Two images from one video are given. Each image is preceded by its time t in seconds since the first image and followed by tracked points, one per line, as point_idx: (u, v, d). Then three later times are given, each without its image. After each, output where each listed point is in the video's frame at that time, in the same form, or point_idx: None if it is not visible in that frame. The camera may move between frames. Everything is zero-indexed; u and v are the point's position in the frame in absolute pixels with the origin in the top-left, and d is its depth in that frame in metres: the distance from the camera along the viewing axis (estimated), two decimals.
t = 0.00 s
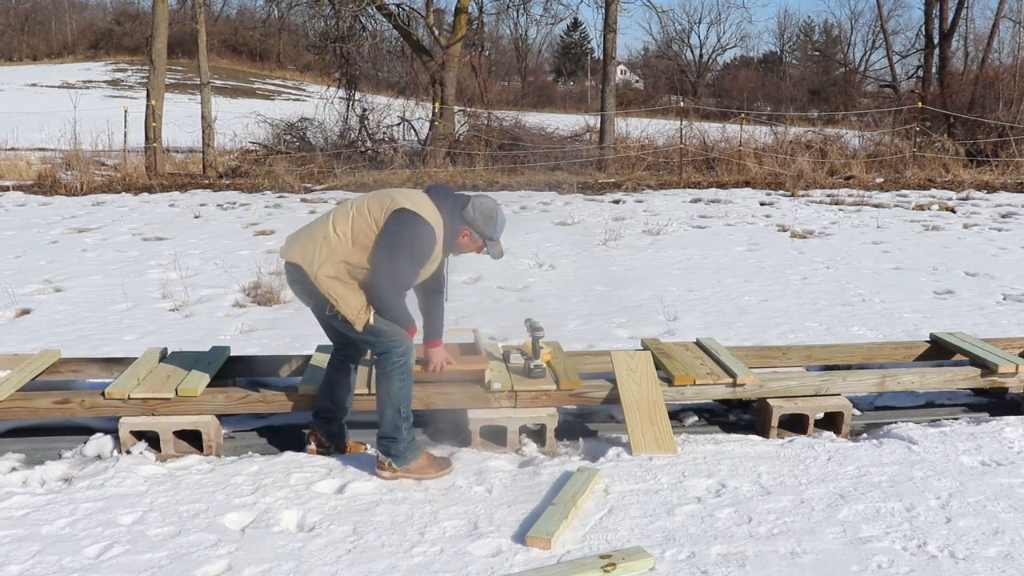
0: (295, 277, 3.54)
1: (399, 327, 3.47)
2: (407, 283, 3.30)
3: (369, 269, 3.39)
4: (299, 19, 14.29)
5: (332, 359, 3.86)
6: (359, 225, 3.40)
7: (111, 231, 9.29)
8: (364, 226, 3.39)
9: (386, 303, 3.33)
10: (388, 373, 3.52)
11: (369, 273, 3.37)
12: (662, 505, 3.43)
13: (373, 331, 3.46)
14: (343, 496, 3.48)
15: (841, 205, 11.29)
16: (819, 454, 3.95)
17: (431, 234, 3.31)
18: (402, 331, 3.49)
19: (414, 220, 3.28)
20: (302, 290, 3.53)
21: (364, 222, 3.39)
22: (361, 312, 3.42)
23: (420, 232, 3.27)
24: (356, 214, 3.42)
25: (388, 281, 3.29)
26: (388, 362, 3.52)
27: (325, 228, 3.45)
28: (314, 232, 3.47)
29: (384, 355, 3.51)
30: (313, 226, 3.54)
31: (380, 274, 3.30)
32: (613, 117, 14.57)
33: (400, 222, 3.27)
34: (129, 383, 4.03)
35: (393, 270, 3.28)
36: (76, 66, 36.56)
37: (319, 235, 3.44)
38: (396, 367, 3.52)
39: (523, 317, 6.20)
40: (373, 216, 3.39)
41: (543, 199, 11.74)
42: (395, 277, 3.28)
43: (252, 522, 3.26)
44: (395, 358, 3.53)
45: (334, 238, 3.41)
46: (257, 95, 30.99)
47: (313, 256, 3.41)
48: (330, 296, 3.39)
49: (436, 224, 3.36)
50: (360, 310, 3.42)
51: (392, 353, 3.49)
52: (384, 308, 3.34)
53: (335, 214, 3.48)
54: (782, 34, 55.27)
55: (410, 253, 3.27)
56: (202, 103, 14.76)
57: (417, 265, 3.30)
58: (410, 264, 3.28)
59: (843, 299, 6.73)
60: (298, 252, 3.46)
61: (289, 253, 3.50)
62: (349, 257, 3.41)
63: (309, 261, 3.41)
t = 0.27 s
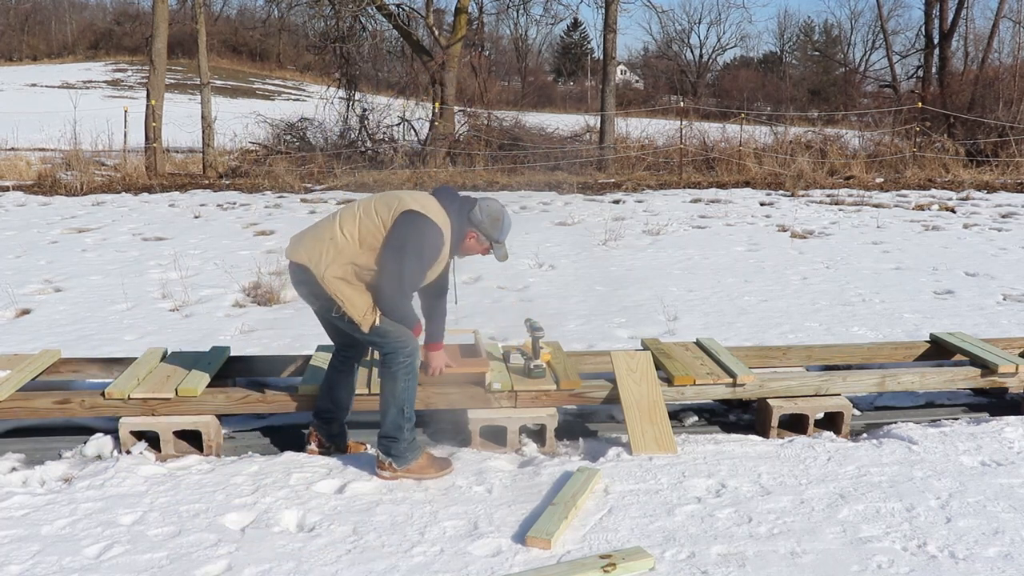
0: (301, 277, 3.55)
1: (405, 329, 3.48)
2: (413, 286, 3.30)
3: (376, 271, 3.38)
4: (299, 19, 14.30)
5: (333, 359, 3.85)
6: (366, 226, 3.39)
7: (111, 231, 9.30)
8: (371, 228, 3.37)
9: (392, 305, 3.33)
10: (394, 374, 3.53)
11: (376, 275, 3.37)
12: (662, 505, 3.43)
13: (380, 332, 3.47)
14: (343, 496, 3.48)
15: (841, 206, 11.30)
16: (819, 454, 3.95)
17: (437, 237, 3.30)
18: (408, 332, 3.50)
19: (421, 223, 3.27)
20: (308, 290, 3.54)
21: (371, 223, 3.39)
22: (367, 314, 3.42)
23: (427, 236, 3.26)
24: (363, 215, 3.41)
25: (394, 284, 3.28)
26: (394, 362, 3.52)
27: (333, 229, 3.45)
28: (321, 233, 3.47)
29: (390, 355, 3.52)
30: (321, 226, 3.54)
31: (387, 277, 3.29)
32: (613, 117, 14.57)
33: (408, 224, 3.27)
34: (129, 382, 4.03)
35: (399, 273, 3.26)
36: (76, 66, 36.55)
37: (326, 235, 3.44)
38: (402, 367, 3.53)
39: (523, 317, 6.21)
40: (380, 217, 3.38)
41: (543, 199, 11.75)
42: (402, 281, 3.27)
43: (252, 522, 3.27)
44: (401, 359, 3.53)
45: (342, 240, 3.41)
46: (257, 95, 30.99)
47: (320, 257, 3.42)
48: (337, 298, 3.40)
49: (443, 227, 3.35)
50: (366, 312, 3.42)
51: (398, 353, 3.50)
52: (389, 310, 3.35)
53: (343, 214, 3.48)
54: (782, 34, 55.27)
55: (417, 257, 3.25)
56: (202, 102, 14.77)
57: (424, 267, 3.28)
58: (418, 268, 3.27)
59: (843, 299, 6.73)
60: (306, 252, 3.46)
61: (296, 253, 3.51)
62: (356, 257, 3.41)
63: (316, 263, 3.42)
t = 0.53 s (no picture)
0: (309, 283, 3.54)
1: (415, 329, 3.48)
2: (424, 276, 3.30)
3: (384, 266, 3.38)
4: (299, 19, 14.30)
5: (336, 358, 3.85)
6: (366, 223, 3.38)
7: (111, 231, 9.29)
8: (372, 225, 3.37)
9: (405, 299, 3.32)
10: (400, 376, 3.54)
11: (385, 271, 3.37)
12: (662, 505, 3.43)
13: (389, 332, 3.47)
14: (343, 496, 3.48)
15: (841, 206, 11.30)
16: (818, 454, 3.95)
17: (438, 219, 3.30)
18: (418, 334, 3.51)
19: (421, 209, 3.26)
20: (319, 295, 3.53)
21: (371, 219, 3.37)
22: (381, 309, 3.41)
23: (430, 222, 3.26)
24: (361, 212, 3.39)
25: (404, 278, 3.28)
26: (403, 364, 3.53)
27: (333, 231, 3.43)
28: (321, 237, 3.45)
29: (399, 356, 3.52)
30: (319, 230, 3.52)
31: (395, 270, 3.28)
32: (613, 117, 14.57)
33: (409, 214, 3.26)
34: (129, 382, 4.03)
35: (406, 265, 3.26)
36: (76, 66, 36.55)
37: (327, 239, 3.42)
38: (410, 370, 3.54)
39: (523, 317, 6.21)
40: (378, 211, 3.37)
41: (543, 199, 11.75)
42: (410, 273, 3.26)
43: (252, 522, 3.27)
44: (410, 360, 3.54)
45: (344, 240, 3.39)
46: (257, 95, 30.99)
47: (325, 263, 3.40)
48: (349, 300, 3.38)
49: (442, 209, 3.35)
50: (380, 310, 3.40)
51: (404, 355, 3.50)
52: (404, 305, 3.35)
53: (340, 214, 3.45)
54: (782, 34, 55.27)
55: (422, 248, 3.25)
56: (202, 102, 14.76)
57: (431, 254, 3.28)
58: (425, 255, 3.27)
59: (843, 299, 6.74)
60: (310, 259, 3.44)
61: (300, 261, 3.49)
62: (361, 256, 3.40)
63: (322, 269, 3.40)
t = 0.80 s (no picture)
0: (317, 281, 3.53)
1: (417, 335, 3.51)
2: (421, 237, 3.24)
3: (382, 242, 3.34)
4: (299, 19, 14.29)
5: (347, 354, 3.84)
6: (355, 202, 3.35)
7: (111, 231, 9.29)
8: (362, 201, 3.33)
9: (406, 283, 3.30)
10: (400, 381, 3.55)
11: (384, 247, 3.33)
12: (662, 505, 3.43)
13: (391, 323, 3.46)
14: (343, 496, 3.48)
15: (841, 206, 11.30)
16: (819, 454, 3.95)
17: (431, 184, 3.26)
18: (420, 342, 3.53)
19: (410, 178, 3.21)
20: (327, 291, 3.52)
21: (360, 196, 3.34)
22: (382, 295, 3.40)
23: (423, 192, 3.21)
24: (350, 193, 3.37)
25: (401, 249, 3.23)
26: (400, 368, 3.53)
27: (328, 221, 3.41)
28: (318, 229, 3.44)
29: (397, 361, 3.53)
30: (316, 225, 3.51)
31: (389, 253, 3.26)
32: (613, 117, 14.57)
33: (394, 176, 3.22)
34: (129, 383, 4.03)
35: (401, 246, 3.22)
36: (76, 66, 36.54)
37: (324, 230, 3.41)
38: (408, 377, 3.54)
39: (524, 317, 6.21)
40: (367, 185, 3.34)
41: (543, 199, 11.75)
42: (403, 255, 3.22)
43: (252, 521, 3.26)
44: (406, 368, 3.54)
45: (339, 227, 3.38)
46: (257, 95, 30.99)
47: (325, 254, 3.38)
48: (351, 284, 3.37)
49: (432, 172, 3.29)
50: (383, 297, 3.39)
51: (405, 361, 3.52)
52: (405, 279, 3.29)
53: (333, 202, 3.43)
54: (782, 34, 55.28)
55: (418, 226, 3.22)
56: (202, 102, 14.76)
57: (422, 210, 3.22)
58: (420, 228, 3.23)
59: (843, 299, 6.73)
60: (311, 256, 3.43)
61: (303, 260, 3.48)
62: (358, 238, 3.37)
63: (323, 261, 3.38)
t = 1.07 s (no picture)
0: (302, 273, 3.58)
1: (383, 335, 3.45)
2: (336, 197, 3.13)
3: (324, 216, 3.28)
4: (299, 19, 14.30)
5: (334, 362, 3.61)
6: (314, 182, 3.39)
7: (111, 231, 9.29)
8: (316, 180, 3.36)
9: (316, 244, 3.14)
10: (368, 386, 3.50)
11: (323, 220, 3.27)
12: (662, 505, 3.43)
13: (363, 319, 3.38)
14: (343, 496, 3.49)
15: (841, 206, 11.30)
16: (818, 454, 3.95)
17: (365, 145, 3.19)
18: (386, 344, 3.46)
19: (340, 140, 3.19)
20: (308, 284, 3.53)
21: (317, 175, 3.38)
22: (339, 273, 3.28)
23: (350, 152, 3.15)
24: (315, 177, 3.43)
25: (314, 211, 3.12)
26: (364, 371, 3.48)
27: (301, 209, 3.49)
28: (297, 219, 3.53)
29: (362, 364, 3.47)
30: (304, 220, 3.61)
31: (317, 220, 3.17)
32: (613, 117, 14.57)
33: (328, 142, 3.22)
34: (129, 382, 4.03)
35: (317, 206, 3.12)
36: (76, 66, 36.55)
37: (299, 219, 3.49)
38: (376, 379, 3.48)
39: (523, 317, 6.21)
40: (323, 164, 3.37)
41: (543, 199, 11.75)
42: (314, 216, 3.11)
43: (252, 522, 3.26)
44: (373, 371, 3.49)
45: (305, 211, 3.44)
46: (257, 95, 31.00)
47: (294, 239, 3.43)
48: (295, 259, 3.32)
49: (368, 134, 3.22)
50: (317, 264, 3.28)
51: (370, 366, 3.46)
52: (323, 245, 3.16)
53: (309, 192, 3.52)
54: (782, 34, 55.29)
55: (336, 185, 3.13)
56: (202, 102, 14.76)
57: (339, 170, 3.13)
58: (341, 185, 3.14)
59: (843, 299, 6.73)
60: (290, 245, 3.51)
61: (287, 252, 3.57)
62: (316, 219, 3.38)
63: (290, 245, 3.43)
